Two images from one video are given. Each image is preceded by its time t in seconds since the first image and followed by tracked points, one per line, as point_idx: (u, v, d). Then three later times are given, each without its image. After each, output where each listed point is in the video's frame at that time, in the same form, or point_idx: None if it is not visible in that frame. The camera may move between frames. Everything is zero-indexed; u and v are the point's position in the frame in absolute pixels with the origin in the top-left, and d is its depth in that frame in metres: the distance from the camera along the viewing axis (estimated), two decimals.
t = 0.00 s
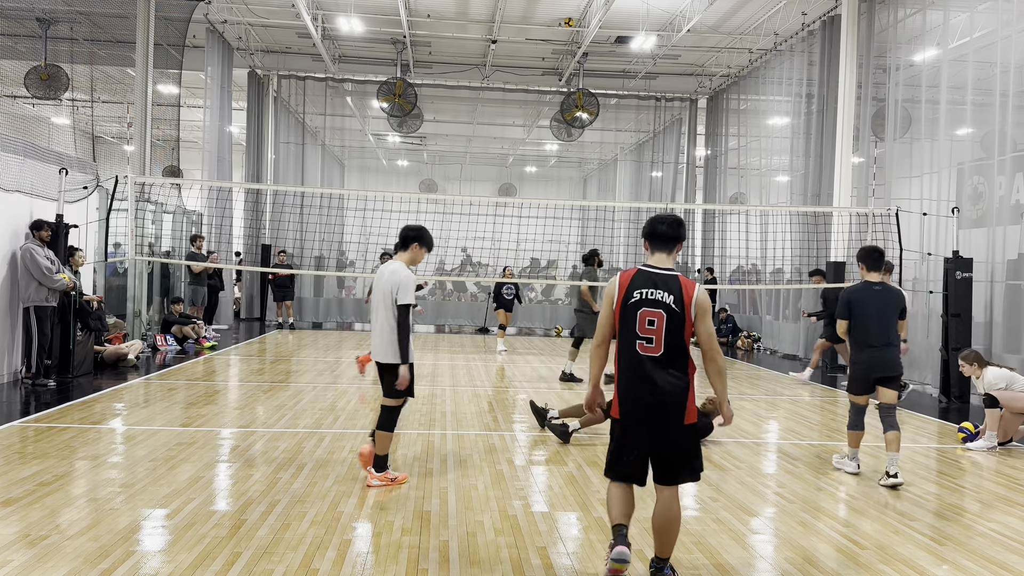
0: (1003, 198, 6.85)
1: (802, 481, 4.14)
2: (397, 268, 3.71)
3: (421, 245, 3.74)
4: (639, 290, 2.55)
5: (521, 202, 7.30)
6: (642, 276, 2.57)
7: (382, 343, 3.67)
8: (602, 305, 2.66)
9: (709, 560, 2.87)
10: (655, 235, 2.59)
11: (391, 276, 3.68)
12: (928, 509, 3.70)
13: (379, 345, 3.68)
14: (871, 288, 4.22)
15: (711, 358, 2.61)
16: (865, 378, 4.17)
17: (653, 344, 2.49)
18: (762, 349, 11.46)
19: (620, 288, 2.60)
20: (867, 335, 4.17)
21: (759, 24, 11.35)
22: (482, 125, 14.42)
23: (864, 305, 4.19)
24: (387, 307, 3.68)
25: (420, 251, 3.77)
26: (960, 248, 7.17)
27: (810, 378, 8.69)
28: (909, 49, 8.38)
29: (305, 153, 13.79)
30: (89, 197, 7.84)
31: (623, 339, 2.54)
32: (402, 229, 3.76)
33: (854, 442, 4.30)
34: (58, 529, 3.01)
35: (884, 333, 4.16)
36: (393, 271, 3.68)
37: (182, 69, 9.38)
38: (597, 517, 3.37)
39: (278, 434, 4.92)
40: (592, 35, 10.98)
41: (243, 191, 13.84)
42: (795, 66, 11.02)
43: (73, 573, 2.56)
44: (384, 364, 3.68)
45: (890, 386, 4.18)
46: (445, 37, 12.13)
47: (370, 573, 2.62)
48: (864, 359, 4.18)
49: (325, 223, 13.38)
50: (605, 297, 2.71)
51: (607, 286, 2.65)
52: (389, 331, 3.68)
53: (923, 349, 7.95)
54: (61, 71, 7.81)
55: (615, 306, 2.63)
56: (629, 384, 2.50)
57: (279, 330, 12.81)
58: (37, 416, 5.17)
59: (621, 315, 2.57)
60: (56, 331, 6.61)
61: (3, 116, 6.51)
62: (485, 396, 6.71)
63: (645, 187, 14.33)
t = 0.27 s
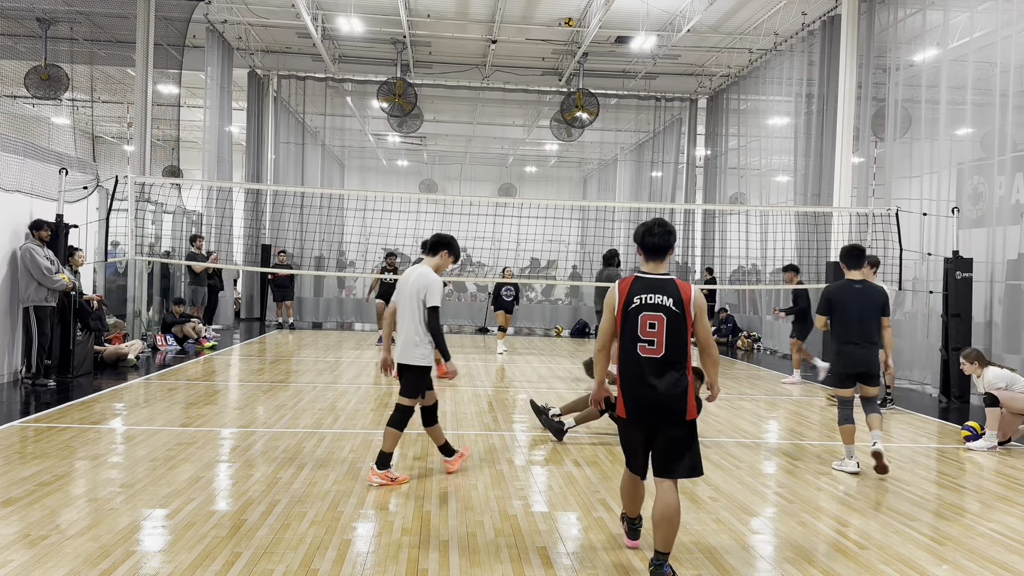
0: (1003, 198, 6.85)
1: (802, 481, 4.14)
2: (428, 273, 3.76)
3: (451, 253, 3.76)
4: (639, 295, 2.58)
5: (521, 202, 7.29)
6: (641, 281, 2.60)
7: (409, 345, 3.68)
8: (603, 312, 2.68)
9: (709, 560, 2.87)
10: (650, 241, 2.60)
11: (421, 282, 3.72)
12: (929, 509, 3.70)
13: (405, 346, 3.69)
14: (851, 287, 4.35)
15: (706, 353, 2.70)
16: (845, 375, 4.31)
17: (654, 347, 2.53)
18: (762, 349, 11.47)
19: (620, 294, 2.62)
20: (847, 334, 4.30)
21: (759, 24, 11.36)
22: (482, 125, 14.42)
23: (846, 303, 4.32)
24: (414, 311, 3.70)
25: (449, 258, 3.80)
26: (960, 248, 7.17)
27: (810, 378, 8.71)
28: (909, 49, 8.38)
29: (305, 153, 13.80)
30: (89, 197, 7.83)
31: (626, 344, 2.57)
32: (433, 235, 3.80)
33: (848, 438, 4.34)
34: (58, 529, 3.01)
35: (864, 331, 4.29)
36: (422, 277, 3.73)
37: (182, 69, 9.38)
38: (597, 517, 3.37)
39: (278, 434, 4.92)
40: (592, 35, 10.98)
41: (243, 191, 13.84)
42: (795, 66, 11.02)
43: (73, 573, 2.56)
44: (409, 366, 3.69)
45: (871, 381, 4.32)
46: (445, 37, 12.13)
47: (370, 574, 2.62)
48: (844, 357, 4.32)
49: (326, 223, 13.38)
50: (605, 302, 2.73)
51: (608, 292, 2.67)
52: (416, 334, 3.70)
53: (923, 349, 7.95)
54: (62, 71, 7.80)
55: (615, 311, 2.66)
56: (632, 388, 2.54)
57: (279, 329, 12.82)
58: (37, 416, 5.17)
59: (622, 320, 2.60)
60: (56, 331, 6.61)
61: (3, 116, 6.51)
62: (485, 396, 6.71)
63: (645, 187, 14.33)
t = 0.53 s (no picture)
0: (1003, 198, 6.85)
1: (802, 481, 4.14)
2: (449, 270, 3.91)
3: (473, 250, 3.95)
4: (630, 291, 2.85)
5: (521, 202, 7.28)
6: (632, 279, 2.88)
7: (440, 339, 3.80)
8: (598, 309, 2.95)
9: (709, 560, 2.87)
10: (636, 241, 2.89)
11: (449, 277, 3.87)
12: (928, 509, 3.70)
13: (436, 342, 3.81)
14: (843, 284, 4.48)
15: (697, 342, 2.95)
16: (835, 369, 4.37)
17: (648, 341, 2.80)
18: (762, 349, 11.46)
19: (613, 291, 2.89)
20: (838, 329, 4.40)
21: (759, 24, 11.35)
22: (482, 125, 14.42)
23: (839, 300, 4.43)
24: (446, 306, 3.84)
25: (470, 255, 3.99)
26: (960, 248, 7.16)
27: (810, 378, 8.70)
28: (909, 49, 8.37)
29: (305, 153, 13.80)
30: (89, 197, 7.82)
31: (620, 337, 2.84)
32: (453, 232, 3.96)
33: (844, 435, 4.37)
34: (58, 529, 3.01)
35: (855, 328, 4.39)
36: (449, 273, 3.88)
37: (182, 69, 9.38)
38: (597, 517, 3.37)
39: (278, 434, 4.92)
40: (592, 35, 10.98)
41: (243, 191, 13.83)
42: (795, 66, 11.03)
43: (73, 573, 2.56)
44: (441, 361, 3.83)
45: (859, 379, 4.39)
46: (445, 37, 12.13)
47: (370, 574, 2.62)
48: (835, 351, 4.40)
49: (326, 223, 13.38)
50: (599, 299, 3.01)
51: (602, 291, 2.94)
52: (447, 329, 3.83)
53: (923, 349, 7.96)
54: (62, 71, 7.82)
55: (608, 308, 2.93)
56: (627, 377, 2.81)
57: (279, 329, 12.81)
58: (37, 416, 5.17)
59: (615, 316, 2.88)
60: (56, 332, 6.62)
61: (3, 116, 6.51)
62: (485, 396, 6.71)
63: (645, 187, 14.34)
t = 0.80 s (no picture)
0: (1003, 198, 6.86)
1: (802, 481, 4.14)
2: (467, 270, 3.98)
3: (492, 246, 4.00)
4: (628, 289, 3.09)
5: (521, 202, 7.27)
6: (629, 277, 3.12)
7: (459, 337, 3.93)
8: (597, 305, 3.18)
9: (709, 560, 2.87)
10: (634, 242, 3.13)
11: (466, 276, 3.95)
12: (928, 509, 3.70)
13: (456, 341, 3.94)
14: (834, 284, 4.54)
15: (693, 339, 3.16)
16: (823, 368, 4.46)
17: (643, 335, 3.03)
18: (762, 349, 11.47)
19: (611, 289, 3.13)
20: (828, 329, 4.47)
21: (759, 24, 11.35)
22: (483, 125, 14.42)
23: (831, 300, 4.48)
24: (464, 305, 3.93)
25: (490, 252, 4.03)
26: (960, 248, 7.17)
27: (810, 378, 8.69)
28: (909, 49, 8.37)
29: (306, 153, 13.80)
30: (89, 197, 7.82)
31: (618, 331, 3.06)
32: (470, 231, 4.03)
33: (840, 432, 4.39)
34: (58, 529, 3.01)
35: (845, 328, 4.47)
36: (468, 272, 3.96)
37: (182, 69, 9.38)
38: (597, 517, 3.37)
39: (278, 434, 4.92)
40: (592, 35, 10.98)
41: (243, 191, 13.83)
42: (795, 66, 11.02)
43: (73, 573, 2.56)
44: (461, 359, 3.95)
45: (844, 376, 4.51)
46: (445, 37, 12.13)
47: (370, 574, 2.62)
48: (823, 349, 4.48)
49: (325, 223, 13.39)
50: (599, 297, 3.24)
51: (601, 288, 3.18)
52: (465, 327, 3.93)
53: (922, 349, 7.97)
54: (62, 72, 7.80)
55: (606, 304, 3.15)
56: (624, 368, 3.02)
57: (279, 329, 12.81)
58: (36, 416, 5.17)
59: (614, 311, 3.11)
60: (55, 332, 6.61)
61: (3, 116, 6.51)
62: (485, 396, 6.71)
63: (645, 187, 14.35)
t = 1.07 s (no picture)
0: (1003, 198, 6.85)
1: (802, 481, 4.14)
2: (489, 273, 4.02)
3: (513, 250, 4.02)
4: (629, 292, 3.26)
5: (521, 202, 7.26)
6: (631, 281, 3.28)
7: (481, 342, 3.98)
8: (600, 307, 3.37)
9: (709, 560, 2.87)
10: (638, 248, 3.28)
11: (490, 279, 3.98)
12: (929, 509, 3.70)
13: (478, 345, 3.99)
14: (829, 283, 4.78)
15: (693, 343, 3.20)
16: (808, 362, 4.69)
17: (642, 336, 3.19)
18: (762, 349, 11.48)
19: (613, 292, 3.31)
20: (819, 327, 4.70)
21: (759, 24, 11.35)
22: (483, 125, 14.41)
23: (827, 300, 4.71)
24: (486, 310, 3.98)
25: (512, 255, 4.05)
26: (960, 248, 7.16)
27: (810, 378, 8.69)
28: (909, 49, 8.37)
29: (305, 153, 13.80)
30: (89, 197, 7.82)
31: (619, 333, 3.23)
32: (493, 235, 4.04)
33: (813, 420, 4.60)
34: (58, 529, 3.01)
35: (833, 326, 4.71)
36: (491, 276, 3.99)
37: (182, 69, 9.38)
38: (597, 517, 3.37)
39: (278, 434, 4.92)
40: (592, 35, 10.98)
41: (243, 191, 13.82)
42: (795, 66, 11.02)
43: (73, 573, 2.56)
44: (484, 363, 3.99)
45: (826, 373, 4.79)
46: (445, 37, 12.13)
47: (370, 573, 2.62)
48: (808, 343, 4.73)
49: (325, 223, 13.39)
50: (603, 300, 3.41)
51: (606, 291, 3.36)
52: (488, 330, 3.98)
53: (922, 349, 7.96)
54: (62, 71, 7.86)
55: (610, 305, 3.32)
56: (623, 368, 3.19)
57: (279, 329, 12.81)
58: (36, 416, 5.17)
59: (616, 314, 3.27)
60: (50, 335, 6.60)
61: (3, 116, 6.51)
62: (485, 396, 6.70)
63: (645, 187, 14.36)
